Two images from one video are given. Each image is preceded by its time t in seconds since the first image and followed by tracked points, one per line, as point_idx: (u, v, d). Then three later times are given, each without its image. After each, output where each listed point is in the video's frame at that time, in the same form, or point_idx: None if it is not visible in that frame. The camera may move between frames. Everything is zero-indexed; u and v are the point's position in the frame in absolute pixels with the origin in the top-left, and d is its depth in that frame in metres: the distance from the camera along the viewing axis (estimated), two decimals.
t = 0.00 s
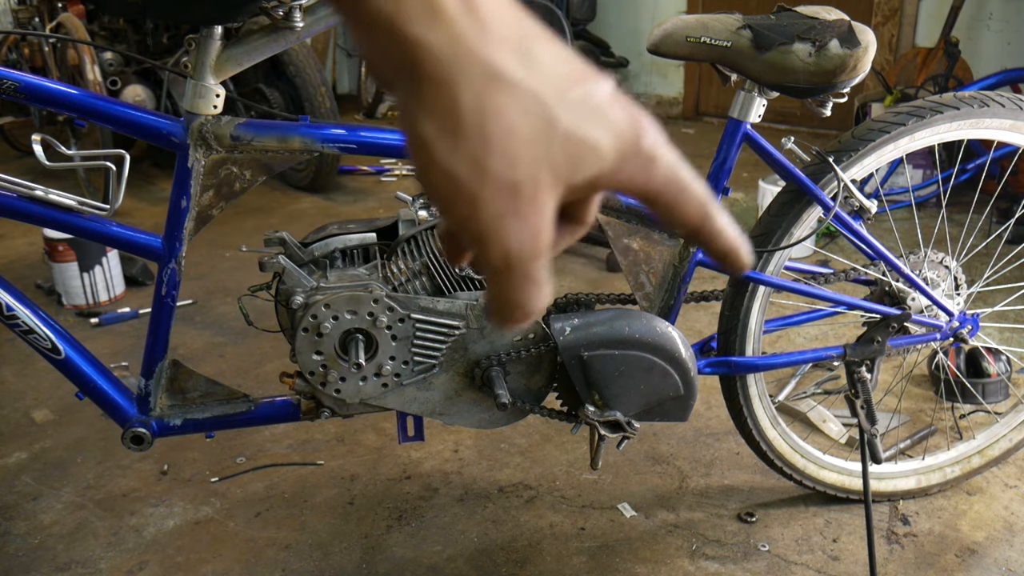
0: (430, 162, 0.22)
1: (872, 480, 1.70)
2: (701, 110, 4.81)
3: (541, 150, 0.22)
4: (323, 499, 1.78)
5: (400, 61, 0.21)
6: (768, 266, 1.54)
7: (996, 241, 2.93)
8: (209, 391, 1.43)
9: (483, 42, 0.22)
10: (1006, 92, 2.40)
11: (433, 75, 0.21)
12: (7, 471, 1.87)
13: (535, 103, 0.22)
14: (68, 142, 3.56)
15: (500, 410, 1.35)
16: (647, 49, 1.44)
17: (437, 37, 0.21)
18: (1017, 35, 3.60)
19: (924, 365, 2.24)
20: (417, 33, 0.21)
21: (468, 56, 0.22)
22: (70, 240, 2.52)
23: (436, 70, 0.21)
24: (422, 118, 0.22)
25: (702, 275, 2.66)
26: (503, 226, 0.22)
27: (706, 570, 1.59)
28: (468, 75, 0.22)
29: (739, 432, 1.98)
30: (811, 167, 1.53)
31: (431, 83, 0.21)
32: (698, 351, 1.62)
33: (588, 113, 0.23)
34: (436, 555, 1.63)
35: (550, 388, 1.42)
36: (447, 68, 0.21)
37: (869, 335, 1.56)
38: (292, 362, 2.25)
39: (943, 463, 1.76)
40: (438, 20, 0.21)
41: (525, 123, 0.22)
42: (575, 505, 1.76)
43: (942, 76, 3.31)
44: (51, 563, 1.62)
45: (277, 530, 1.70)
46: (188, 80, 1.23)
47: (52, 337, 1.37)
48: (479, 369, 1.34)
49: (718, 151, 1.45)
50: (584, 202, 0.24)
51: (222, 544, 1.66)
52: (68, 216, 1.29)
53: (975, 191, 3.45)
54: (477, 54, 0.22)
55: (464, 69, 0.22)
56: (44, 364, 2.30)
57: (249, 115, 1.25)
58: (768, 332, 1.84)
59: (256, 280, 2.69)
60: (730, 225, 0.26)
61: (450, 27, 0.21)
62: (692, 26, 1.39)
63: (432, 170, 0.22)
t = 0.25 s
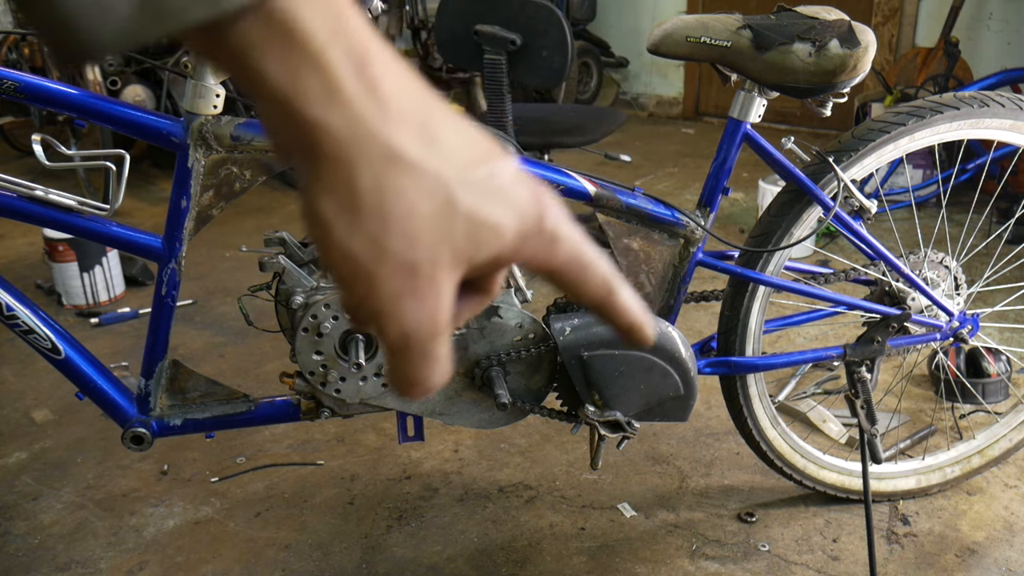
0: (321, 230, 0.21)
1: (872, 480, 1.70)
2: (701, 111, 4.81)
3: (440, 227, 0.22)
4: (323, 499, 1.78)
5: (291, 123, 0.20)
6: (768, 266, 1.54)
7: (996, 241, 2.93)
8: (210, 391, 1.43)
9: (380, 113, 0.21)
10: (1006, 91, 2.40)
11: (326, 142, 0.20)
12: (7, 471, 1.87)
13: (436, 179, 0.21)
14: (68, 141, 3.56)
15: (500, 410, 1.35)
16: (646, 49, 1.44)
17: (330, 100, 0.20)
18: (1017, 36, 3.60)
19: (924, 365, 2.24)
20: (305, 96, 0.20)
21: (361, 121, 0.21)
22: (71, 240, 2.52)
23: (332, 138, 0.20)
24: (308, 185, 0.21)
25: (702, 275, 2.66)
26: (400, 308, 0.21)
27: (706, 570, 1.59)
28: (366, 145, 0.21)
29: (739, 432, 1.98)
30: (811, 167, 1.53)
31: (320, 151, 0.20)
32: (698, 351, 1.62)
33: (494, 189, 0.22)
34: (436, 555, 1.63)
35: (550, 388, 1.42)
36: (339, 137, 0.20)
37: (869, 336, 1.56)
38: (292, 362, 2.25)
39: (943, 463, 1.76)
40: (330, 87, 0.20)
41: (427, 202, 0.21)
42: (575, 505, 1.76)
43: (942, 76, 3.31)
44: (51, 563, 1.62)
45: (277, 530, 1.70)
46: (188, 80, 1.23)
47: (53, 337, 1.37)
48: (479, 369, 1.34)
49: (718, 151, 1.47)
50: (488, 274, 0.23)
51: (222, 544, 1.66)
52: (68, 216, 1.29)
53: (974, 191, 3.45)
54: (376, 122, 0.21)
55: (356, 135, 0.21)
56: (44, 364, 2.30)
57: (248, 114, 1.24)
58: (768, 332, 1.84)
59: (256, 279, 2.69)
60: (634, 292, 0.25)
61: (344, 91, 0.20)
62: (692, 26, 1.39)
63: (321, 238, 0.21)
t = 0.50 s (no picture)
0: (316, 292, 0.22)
1: (872, 480, 1.70)
2: (701, 111, 4.81)
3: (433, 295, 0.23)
4: (323, 499, 1.78)
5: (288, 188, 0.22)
6: (768, 266, 1.54)
7: (996, 241, 2.93)
8: (210, 391, 1.43)
9: (376, 180, 0.22)
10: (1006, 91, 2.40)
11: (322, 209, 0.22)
12: (7, 471, 1.87)
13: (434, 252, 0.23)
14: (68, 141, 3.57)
15: (500, 410, 1.35)
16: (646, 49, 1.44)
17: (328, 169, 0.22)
18: (1017, 36, 3.60)
19: (925, 365, 2.24)
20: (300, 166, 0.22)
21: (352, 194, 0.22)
22: (71, 240, 2.52)
23: (331, 203, 0.22)
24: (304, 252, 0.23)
25: (702, 275, 2.66)
26: (400, 375, 0.23)
27: (706, 570, 1.59)
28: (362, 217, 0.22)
29: (739, 432, 1.98)
30: (811, 167, 1.53)
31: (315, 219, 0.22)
32: (698, 351, 1.62)
33: (489, 255, 0.24)
34: (436, 555, 1.63)
35: (550, 388, 1.42)
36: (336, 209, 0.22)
37: (869, 336, 1.56)
38: (292, 362, 2.25)
39: (943, 463, 1.76)
40: (325, 156, 0.22)
41: (422, 271, 0.23)
42: (575, 505, 1.76)
43: (942, 76, 3.31)
44: (51, 563, 1.62)
45: (277, 530, 1.70)
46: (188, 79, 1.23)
47: (53, 337, 1.37)
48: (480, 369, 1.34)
49: (718, 151, 1.47)
50: (489, 343, 0.25)
51: (222, 544, 1.66)
52: (68, 216, 1.29)
53: (975, 191, 3.45)
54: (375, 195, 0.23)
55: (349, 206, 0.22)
56: (44, 364, 2.30)
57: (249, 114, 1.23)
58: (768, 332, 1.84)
59: (256, 280, 2.69)
60: (643, 363, 0.27)
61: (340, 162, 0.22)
62: (692, 26, 1.39)
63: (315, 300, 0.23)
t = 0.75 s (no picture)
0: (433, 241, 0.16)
1: (872, 480, 1.70)
2: (701, 110, 4.81)
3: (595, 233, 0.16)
4: (323, 499, 1.78)
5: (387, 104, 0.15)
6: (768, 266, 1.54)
7: (996, 241, 2.93)
8: (209, 391, 1.43)
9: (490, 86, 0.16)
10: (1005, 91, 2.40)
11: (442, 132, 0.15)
12: (7, 471, 1.87)
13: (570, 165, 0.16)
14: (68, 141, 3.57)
15: (499, 410, 1.35)
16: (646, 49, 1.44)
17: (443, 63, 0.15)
18: (1017, 36, 3.60)
19: (924, 365, 2.24)
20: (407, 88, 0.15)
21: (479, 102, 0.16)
22: (71, 240, 2.52)
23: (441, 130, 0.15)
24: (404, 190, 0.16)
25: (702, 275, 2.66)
26: (562, 321, 0.16)
27: (706, 570, 1.59)
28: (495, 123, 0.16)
29: (739, 432, 1.98)
30: (811, 167, 1.53)
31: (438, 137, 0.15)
32: (698, 350, 1.62)
33: (638, 175, 0.17)
34: (436, 555, 1.63)
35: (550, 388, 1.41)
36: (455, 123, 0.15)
37: (869, 336, 1.56)
38: (292, 362, 2.25)
39: (943, 463, 1.76)
40: (445, 61, 0.15)
41: (580, 184, 0.16)
42: (575, 505, 1.76)
43: (942, 76, 3.31)
44: (51, 563, 1.62)
45: (277, 530, 1.70)
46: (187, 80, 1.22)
47: (53, 337, 1.37)
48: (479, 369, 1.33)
49: (718, 151, 1.45)
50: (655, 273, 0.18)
51: (222, 544, 1.66)
52: (68, 216, 1.29)
53: (975, 191, 3.45)
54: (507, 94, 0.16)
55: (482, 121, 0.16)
56: (44, 364, 2.30)
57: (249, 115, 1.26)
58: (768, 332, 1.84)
59: (256, 279, 2.69)
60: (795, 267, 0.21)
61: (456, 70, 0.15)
62: (692, 26, 1.39)
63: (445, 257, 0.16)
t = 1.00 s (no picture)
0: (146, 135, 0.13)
1: (872, 480, 1.70)
2: (701, 111, 4.81)
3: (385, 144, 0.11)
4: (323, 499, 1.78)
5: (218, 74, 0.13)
6: (768, 266, 1.54)
7: (996, 241, 2.93)
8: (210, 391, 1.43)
9: None
10: (1005, 91, 2.40)
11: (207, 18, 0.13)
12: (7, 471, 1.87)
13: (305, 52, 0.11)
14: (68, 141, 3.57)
15: (500, 410, 1.35)
16: (646, 49, 1.44)
17: None
18: (1017, 36, 3.60)
19: (925, 365, 2.24)
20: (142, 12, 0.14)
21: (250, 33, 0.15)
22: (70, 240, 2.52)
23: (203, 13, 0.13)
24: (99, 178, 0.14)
25: (702, 275, 2.66)
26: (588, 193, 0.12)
27: (706, 570, 1.59)
28: None
29: (739, 432, 1.98)
30: (811, 167, 1.53)
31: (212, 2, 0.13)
32: (698, 351, 1.62)
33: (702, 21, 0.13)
34: (436, 555, 1.63)
35: (550, 388, 1.42)
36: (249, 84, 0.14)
37: (868, 336, 1.56)
38: (292, 362, 2.25)
39: (943, 463, 1.76)
40: None
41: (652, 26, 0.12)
42: (575, 505, 1.76)
43: (942, 76, 3.31)
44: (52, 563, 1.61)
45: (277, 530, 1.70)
46: (188, 80, 1.24)
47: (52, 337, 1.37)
48: (479, 369, 1.34)
49: (718, 151, 1.47)
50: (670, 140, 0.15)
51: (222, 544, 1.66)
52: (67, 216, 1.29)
53: (975, 191, 3.45)
54: None
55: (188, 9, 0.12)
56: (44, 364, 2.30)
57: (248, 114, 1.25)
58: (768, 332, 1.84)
59: (256, 280, 2.69)
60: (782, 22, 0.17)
61: None
62: (692, 26, 1.39)
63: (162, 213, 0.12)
